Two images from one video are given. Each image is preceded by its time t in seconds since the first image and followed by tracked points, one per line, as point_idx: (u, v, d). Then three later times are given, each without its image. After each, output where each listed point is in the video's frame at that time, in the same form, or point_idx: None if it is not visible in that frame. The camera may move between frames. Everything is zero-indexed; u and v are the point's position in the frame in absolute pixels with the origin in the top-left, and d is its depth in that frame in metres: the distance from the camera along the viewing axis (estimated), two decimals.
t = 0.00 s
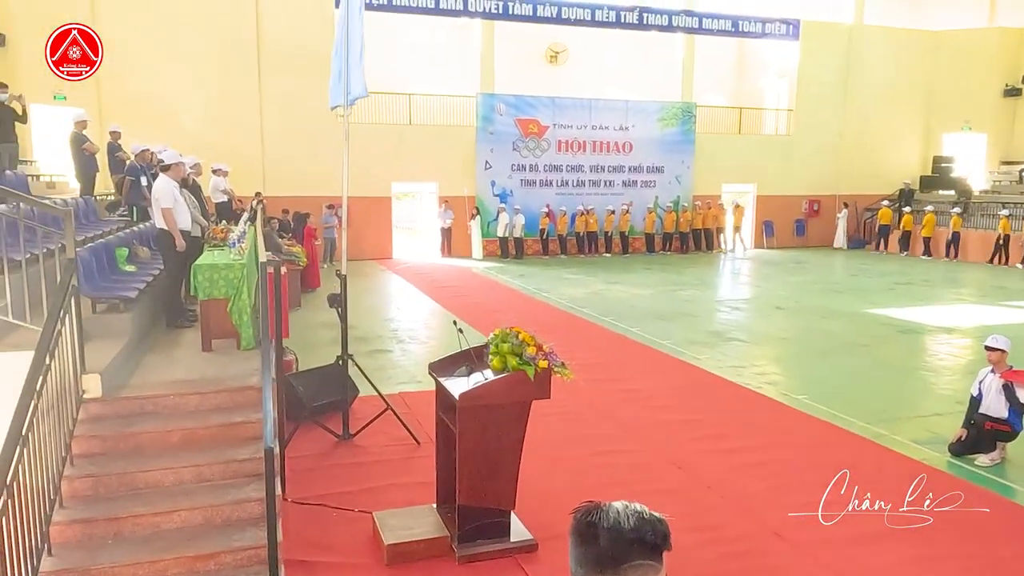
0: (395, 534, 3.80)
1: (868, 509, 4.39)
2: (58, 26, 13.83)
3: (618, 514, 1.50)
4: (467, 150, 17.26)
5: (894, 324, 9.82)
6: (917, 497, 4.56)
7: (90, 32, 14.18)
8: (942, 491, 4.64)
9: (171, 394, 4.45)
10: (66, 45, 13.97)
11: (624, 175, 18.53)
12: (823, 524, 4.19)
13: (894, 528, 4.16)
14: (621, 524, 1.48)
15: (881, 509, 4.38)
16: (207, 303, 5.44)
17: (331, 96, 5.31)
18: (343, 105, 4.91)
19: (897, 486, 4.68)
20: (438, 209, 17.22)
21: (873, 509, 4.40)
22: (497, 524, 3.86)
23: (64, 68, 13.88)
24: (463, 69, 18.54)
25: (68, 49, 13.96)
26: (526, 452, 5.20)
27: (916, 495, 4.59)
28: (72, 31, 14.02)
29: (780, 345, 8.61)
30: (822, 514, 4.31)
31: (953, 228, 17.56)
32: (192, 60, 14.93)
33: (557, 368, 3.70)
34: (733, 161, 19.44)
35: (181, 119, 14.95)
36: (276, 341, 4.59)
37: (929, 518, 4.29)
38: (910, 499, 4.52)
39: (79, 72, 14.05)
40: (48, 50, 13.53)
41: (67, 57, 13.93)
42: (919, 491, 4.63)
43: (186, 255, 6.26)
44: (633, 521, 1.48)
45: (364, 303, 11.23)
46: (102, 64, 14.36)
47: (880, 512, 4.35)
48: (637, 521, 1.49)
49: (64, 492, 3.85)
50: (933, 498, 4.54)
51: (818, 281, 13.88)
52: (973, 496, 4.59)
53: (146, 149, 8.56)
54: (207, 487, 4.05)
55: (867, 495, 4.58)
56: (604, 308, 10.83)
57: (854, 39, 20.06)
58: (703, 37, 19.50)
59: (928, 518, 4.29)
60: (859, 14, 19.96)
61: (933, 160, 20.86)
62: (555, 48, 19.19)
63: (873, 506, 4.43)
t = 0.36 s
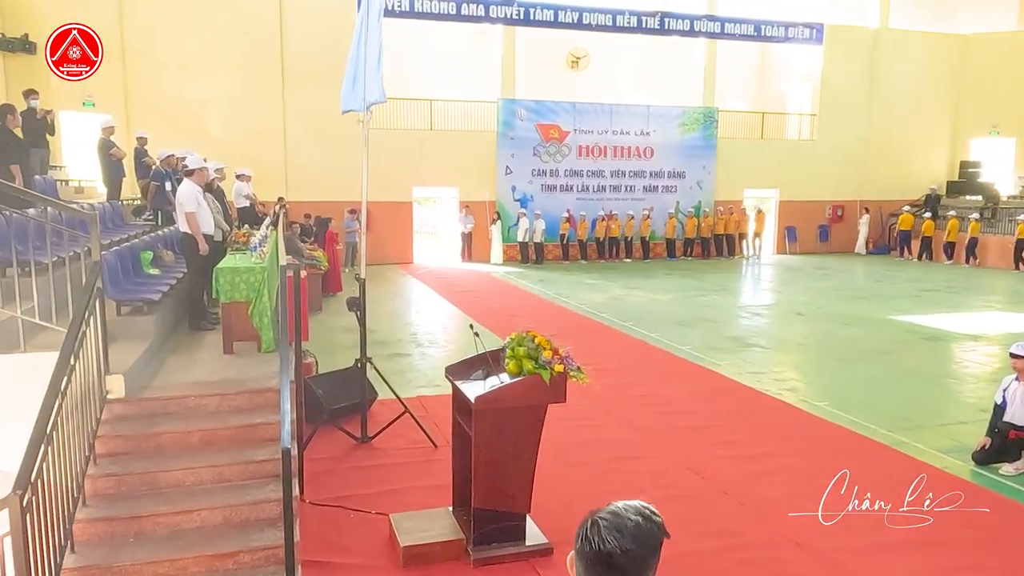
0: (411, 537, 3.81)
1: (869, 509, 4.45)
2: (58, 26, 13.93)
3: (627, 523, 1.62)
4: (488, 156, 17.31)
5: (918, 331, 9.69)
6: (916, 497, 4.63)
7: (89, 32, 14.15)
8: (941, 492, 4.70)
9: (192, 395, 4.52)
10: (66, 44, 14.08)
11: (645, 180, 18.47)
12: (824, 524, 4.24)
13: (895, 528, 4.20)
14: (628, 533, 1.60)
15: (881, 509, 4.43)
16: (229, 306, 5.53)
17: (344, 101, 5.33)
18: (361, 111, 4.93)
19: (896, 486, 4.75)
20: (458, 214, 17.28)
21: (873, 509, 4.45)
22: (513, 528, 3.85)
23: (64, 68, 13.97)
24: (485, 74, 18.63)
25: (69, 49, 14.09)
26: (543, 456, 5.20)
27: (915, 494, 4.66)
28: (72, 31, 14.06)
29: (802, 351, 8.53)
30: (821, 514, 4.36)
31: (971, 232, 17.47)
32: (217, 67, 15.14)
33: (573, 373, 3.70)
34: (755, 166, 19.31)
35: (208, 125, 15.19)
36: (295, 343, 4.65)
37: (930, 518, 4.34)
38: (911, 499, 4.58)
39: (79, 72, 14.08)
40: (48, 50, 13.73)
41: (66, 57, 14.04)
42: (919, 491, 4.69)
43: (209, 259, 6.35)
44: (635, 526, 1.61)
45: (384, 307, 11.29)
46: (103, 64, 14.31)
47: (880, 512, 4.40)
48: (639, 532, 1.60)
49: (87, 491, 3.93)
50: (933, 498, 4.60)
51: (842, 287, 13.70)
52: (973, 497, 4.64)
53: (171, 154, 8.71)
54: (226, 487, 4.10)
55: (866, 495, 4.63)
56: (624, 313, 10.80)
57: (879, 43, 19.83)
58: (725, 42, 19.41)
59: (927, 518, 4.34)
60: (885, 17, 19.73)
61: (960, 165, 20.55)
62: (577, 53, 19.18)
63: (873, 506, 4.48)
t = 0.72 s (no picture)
0: (425, 539, 3.81)
1: (868, 508, 4.47)
2: (56, 27, 12.93)
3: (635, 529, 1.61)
4: (503, 158, 17.31)
5: (936, 335, 9.58)
6: (916, 497, 4.65)
7: (90, 31, 13.44)
8: (941, 491, 4.72)
9: (207, 396, 4.54)
10: (66, 44, 13.09)
11: (660, 183, 18.41)
12: (824, 524, 4.26)
13: (895, 528, 4.22)
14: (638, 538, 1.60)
15: (881, 509, 4.45)
16: (244, 307, 5.55)
17: (354, 103, 5.32)
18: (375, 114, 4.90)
19: (896, 487, 4.77)
20: (473, 217, 17.28)
21: (873, 509, 4.47)
22: (526, 531, 3.84)
23: (64, 68, 12.91)
24: (500, 78, 18.68)
25: (69, 50, 13.07)
26: (557, 460, 5.18)
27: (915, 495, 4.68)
28: (72, 31, 13.17)
29: (819, 355, 8.45)
30: (821, 514, 4.38)
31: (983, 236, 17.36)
32: (234, 70, 15.27)
33: (587, 375, 3.68)
34: (772, 169, 19.17)
35: (226, 130, 15.32)
36: (310, 345, 4.66)
37: (929, 518, 4.36)
38: (910, 499, 4.60)
39: (79, 72, 13.16)
40: (48, 51, 12.64)
41: (66, 57, 13.00)
42: (920, 492, 4.71)
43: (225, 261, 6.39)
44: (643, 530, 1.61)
45: (399, 309, 11.31)
46: (103, 64, 13.65)
47: (880, 511, 4.42)
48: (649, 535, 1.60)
49: (104, 490, 3.96)
50: (933, 498, 4.62)
51: (858, 290, 13.57)
52: (973, 497, 4.65)
53: (188, 157, 8.79)
54: (241, 488, 4.12)
55: (867, 495, 4.65)
56: (638, 316, 10.76)
57: (898, 45, 19.63)
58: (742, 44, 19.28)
59: (927, 518, 4.36)
60: (903, 19, 19.54)
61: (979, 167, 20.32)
62: (591, 55, 19.22)
63: (873, 506, 4.50)
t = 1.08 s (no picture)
0: (435, 539, 3.81)
1: (869, 509, 4.46)
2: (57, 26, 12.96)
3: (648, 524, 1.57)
4: (514, 159, 17.31)
5: (949, 336, 9.50)
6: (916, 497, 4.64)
7: (90, 31, 13.30)
8: (942, 491, 4.71)
9: (218, 395, 4.57)
10: (66, 45, 13.06)
11: (671, 184, 18.35)
12: (824, 524, 4.25)
13: (895, 528, 4.22)
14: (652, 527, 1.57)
15: (881, 509, 4.45)
16: (256, 307, 5.58)
17: (358, 100, 5.30)
18: (385, 114, 4.90)
19: (895, 487, 4.76)
20: (483, 217, 17.29)
21: (873, 509, 4.47)
22: (535, 532, 3.84)
23: (64, 68, 12.97)
24: (511, 79, 18.70)
25: (70, 49, 13.11)
26: (567, 460, 5.17)
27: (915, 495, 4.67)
28: (72, 31, 13.12)
29: (831, 356, 8.39)
30: (822, 514, 4.37)
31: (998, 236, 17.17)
32: (246, 71, 15.36)
33: (597, 376, 3.68)
34: (785, 169, 19.07)
35: (239, 132, 15.41)
36: (320, 345, 4.67)
37: (929, 518, 4.35)
38: (911, 499, 4.59)
39: (79, 72, 13.16)
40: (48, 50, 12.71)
41: (66, 57, 13.04)
42: (920, 492, 4.70)
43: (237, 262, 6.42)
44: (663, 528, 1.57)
45: (409, 309, 11.32)
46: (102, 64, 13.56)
47: (880, 512, 4.41)
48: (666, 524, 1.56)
49: (116, 489, 3.99)
50: (933, 498, 4.61)
51: (871, 292, 13.48)
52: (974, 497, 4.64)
53: (201, 158, 8.84)
54: (252, 487, 4.14)
55: (867, 496, 4.64)
56: (649, 317, 10.73)
57: (912, 44, 19.47)
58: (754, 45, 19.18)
59: (928, 518, 4.35)
60: (917, 19, 19.39)
61: (994, 167, 20.13)
62: (602, 56, 19.20)
63: (873, 506, 4.50)
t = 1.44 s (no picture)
0: (443, 541, 3.81)
1: (869, 509, 4.47)
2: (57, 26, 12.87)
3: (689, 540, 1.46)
4: (523, 161, 17.31)
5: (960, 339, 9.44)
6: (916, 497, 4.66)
7: (89, 31, 13.19)
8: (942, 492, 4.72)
9: (228, 397, 4.58)
10: (65, 44, 12.96)
11: (680, 185, 18.31)
12: (824, 524, 4.27)
13: (895, 528, 4.23)
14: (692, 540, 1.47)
15: (881, 509, 4.46)
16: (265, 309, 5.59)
17: (359, 100, 5.22)
18: (394, 116, 4.90)
19: (896, 487, 4.78)
20: (492, 219, 17.30)
21: (873, 509, 4.48)
22: (543, 534, 3.83)
23: (64, 68, 12.89)
24: (519, 81, 18.72)
25: (69, 49, 12.96)
26: (576, 463, 5.16)
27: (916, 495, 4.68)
28: (72, 31, 13.04)
29: (841, 359, 8.34)
30: (821, 514, 4.39)
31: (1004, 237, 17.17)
32: (256, 73, 15.43)
33: (606, 378, 3.67)
34: (794, 171, 19.00)
35: (249, 136, 15.48)
36: (329, 346, 4.68)
37: (929, 518, 4.36)
38: (911, 499, 4.60)
39: (79, 72, 13.05)
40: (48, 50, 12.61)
41: (66, 56, 12.92)
42: (919, 492, 4.71)
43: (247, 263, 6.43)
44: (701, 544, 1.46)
45: (417, 311, 11.33)
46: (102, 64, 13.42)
47: (880, 512, 4.42)
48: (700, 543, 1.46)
49: (126, 490, 4.01)
50: (933, 498, 4.62)
51: (882, 294, 13.40)
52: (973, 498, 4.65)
53: (211, 160, 8.88)
54: (261, 488, 4.15)
55: (866, 496, 4.65)
56: (657, 319, 10.70)
57: (923, 45, 19.35)
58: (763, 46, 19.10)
59: (927, 518, 4.36)
60: (928, 19, 19.26)
61: (1006, 168, 19.99)
62: (611, 58, 19.19)
63: (873, 506, 4.51)
